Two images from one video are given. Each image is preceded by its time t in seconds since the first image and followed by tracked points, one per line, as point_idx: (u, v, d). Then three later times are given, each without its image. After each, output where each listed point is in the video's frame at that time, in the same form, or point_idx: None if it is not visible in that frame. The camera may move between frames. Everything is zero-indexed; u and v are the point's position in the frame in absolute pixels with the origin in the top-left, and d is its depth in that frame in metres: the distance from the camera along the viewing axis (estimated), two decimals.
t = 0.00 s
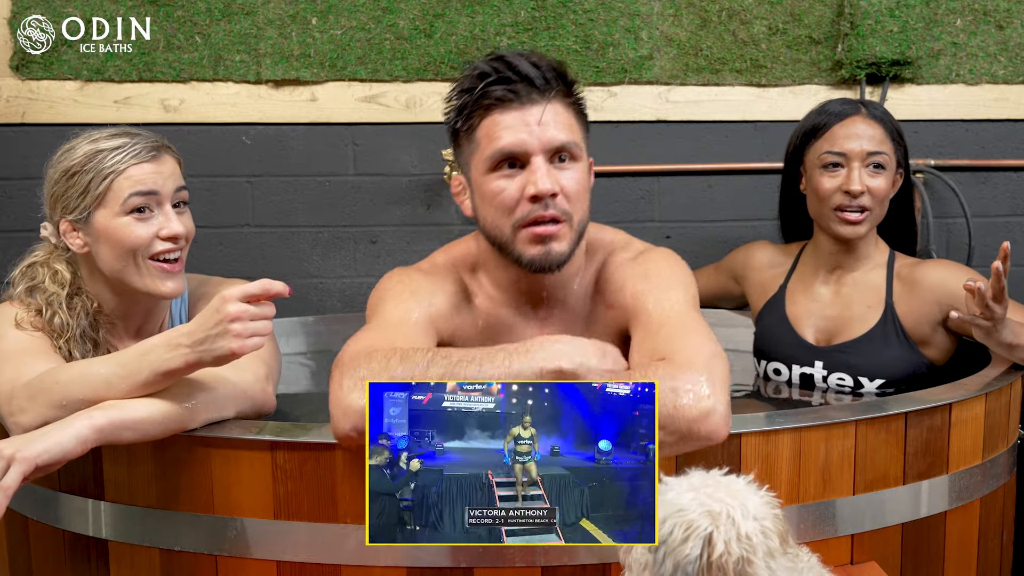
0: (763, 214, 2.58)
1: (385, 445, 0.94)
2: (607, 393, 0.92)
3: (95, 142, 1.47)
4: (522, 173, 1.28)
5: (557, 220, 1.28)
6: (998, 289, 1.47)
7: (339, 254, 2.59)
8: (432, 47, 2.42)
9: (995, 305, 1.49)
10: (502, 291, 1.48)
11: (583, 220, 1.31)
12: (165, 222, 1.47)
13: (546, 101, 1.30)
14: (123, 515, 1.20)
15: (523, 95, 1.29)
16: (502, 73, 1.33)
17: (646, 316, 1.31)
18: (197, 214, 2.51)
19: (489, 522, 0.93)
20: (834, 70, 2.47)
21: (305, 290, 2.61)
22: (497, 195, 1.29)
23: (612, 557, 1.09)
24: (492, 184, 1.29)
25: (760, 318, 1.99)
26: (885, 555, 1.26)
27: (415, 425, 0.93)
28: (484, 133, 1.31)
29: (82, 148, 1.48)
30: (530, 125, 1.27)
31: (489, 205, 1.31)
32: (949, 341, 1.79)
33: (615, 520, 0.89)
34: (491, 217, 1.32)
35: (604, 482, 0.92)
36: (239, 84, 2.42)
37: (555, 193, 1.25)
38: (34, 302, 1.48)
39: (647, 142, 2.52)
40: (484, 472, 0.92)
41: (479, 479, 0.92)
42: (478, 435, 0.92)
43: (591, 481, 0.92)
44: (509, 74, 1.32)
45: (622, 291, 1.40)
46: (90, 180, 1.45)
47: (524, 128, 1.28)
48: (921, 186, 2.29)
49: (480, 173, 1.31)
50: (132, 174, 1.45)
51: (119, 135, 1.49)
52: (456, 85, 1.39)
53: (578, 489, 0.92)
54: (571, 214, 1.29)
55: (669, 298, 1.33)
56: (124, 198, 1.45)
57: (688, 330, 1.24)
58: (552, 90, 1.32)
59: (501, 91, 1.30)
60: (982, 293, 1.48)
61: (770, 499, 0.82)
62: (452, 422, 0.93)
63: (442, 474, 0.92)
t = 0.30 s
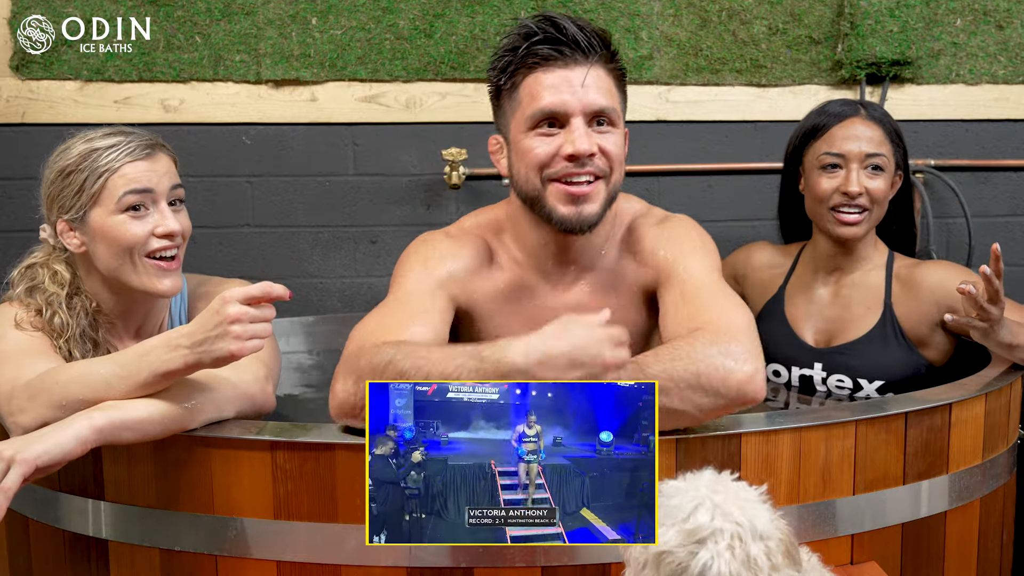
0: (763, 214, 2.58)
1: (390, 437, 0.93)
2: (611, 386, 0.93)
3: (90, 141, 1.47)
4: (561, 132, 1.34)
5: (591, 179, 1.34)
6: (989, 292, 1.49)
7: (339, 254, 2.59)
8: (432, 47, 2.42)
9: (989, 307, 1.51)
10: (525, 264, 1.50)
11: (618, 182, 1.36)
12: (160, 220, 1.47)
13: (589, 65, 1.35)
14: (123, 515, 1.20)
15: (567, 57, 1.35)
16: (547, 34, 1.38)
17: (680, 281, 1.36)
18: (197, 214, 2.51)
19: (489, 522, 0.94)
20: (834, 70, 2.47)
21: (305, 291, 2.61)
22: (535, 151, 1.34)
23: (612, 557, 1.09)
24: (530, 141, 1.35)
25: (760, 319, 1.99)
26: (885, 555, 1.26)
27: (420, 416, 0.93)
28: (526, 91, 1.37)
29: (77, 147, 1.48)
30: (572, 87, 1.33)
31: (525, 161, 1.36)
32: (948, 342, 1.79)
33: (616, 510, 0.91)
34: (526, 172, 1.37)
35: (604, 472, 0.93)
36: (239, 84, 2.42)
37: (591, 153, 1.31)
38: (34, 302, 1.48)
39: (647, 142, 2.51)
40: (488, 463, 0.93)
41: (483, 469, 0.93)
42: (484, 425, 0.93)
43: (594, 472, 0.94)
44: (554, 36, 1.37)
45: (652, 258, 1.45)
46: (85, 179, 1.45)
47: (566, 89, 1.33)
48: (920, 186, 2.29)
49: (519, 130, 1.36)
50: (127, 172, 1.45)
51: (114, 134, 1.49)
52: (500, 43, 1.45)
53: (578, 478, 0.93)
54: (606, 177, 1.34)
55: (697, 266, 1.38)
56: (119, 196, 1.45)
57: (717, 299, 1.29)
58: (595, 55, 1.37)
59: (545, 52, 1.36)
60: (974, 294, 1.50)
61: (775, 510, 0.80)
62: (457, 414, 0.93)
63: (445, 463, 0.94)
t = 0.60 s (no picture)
0: (763, 214, 2.58)
1: (398, 428, 0.96)
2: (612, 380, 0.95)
3: (88, 140, 1.47)
4: (564, 164, 1.38)
5: (592, 210, 1.38)
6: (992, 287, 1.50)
7: (339, 254, 2.59)
8: (432, 47, 2.42)
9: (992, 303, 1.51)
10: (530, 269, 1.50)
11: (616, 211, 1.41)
12: (158, 217, 1.47)
13: (589, 97, 1.40)
14: (123, 515, 1.20)
15: (568, 89, 1.39)
16: (548, 66, 1.42)
17: (683, 290, 1.47)
18: (197, 214, 2.51)
19: (489, 522, 0.96)
20: (834, 70, 2.47)
21: (305, 290, 2.61)
22: (538, 183, 1.38)
23: (613, 557, 1.09)
24: (534, 173, 1.39)
25: (761, 319, 1.99)
26: (885, 555, 1.26)
27: (426, 409, 0.96)
28: (528, 123, 1.41)
29: (75, 145, 1.48)
30: (574, 120, 1.37)
31: (527, 192, 1.41)
32: (949, 341, 1.79)
33: (615, 501, 0.94)
34: (528, 203, 1.41)
35: (605, 465, 0.95)
36: (239, 84, 2.42)
37: (594, 186, 1.36)
38: (34, 302, 1.48)
39: (647, 142, 2.52)
40: (490, 456, 0.95)
41: (485, 462, 0.95)
42: (492, 418, 0.95)
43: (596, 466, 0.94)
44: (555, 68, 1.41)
45: (652, 262, 1.53)
46: (84, 176, 1.46)
47: (568, 122, 1.37)
48: (920, 186, 2.29)
49: (523, 162, 1.40)
50: (124, 170, 1.46)
51: (111, 132, 1.49)
52: (499, 72, 1.48)
53: (578, 471, 0.95)
54: (606, 206, 1.39)
55: (696, 274, 1.49)
56: (117, 193, 1.45)
57: (721, 307, 1.41)
58: (593, 86, 1.41)
59: (546, 83, 1.40)
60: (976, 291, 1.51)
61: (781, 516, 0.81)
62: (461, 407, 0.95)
63: (451, 455, 0.96)
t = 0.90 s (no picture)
0: (763, 214, 2.58)
1: (407, 418, 0.94)
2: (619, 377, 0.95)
3: (88, 140, 1.47)
4: (543, 159, 1.40)
5: (571, 203, 1.40)
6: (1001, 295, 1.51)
7: (339, 254, 2.59)
8: (432, 47, 2.42)
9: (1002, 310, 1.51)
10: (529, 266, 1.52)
11: (596, 205, 1.43)
12: (158, 217, 1.47)
13: (568, 94, 1.42)
14: (123, 515, 1.20)
15: (548, 87, 1.41)
16: (528, 66, 1.44)
17: (662, 285, 1.48)
18: (197, 214, 2.51)
19: (489, 521, 0.94)
20: (834, 70, 2.46)
21: (305, 290, 2.61)
22: (519, 177, 1.41)
23: (613, 557, 1.09)
24: (515, 167, 1.41)
25: (761, 319, 1.99)
26: (885, 555, 1.26)
27: (432, 400, 0.95)
28: (509, 120, 1.43)
29: (75, 146, 1.48)
30: (553, 116, 1.40)
31: (508, 185, 1.43)
32: (949, 341, 1.79)
33: (614, 492, 0.92)
34: (509, 195, 1.43)
35: (606, 457, 0.93)
36: (239, 84, 2.42)
37: (573, 179, 1.38)
38: (35, 301, 1.48)
39: (647, 143, 2.52)
40: (492, 448, 0.93)
41: (489, 455, 0.93)
42: (496, 409, 0.94)
43: (599, 459, 0.93)
44: (536, 67, 1.43)
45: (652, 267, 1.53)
46: (84, 177, 1.45)
47: (547, 118, 1.40)
48: (921, 186, 2.29)
49: (503, 156, 1.43)
50: (124, 169, 1.45)
51: (111, 132, 1.49)
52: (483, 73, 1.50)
53: (579, 461, 0.93)
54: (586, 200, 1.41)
55: (677, 271, 1.50)
56: (118, 193, 1.45)
57: (700, 303, 1.44)
58: (573, 85, 1.43)
59: (526, 82, 1.42)
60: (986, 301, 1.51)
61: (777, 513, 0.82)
62: (468, 398, 0.94)
63: (455, 446, 0.94)
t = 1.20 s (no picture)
0: (763, 214, 2.58)
1: (414, 408, 0.93)
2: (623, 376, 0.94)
3: (91, 140, 1.47)
4: (561, 170, 1.45)
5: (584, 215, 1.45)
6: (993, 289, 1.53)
7: (339, 254, 2.59)
8: (432, 47, 2.42)
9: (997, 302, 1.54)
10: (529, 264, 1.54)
11: (608, 219, 1.46)
12: (164, 216, 1.47)
13: (587, 111, 1.47)
14: (123, 515, 1.20)
15: (569, 102, 1.47)
16: (551, 82, 1.50)
17: (665, 301, 1.48)
18: (197, 214, 2.51)
19: (489, 521, 0.93)
20: (834, 70, 2.46)
21: (305, 290, 2.61)
22: (536, 185, 1.45)
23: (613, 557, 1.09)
24: (532, 176, 1.46)
25: (761, 320, 1.99)
26: (885, 555, 1.26)
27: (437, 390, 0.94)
28: (530, 131, 1.48)
29: (78, 147, 1.48)
30: (573, 130, 1.45)
31: (526, 194, 1.47)
32: (948, 341, 1.79)
33: (613, 478, 0.92)
34: (526, 204, 1.47)
35: (606, 445, 0.93)
36: (239, 84, 2.42)
37: (587, 190, 1.43)
38: (37, 303, 1.48)
39: (647, 142, 2.52)
40: (495, 438, 0.93)
41: (490, 442, 0.93)
42: (500, 398, 0.93)
43: (600, 448, 0.93)
44: (558, 83, 1.49)
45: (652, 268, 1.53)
46: (89, 177, 1.46)
47: (567, 132, 1.45)
48: (920, 186, 2.29)
49: (522, 166, 1.48)
50: (129, 169, 1.46)
51: (115, 132, 1.49)
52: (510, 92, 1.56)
53: (579, 449, 0.92)
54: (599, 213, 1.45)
55: (681, 286, 1.50)
56: (123, 193, 1.45)
57: (702, 316, 1.44)
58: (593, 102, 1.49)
59: (549, 96, 1.48)
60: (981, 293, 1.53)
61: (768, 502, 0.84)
62: (474, 390, 0.94)
63: (461, 434, 0.94)
